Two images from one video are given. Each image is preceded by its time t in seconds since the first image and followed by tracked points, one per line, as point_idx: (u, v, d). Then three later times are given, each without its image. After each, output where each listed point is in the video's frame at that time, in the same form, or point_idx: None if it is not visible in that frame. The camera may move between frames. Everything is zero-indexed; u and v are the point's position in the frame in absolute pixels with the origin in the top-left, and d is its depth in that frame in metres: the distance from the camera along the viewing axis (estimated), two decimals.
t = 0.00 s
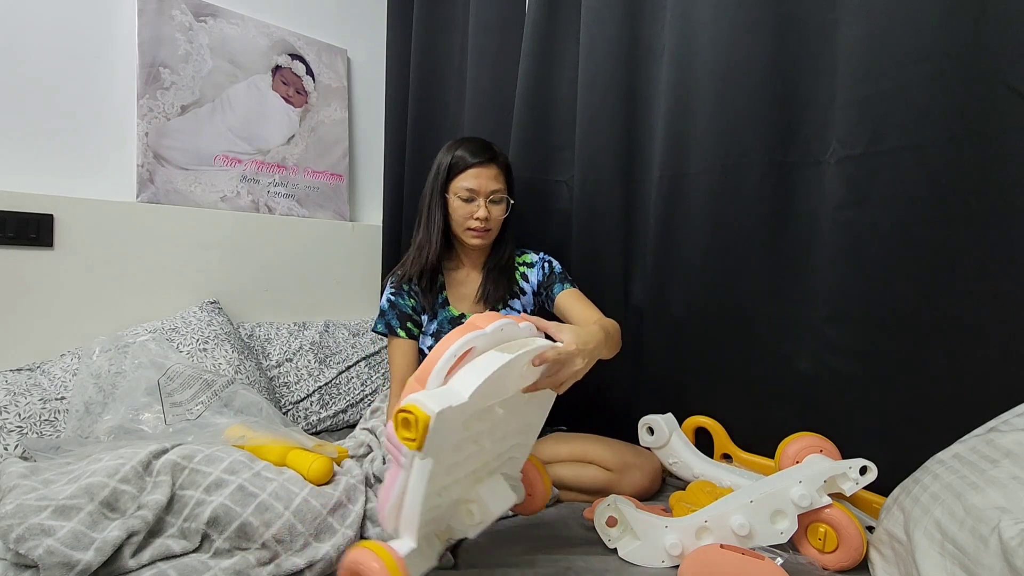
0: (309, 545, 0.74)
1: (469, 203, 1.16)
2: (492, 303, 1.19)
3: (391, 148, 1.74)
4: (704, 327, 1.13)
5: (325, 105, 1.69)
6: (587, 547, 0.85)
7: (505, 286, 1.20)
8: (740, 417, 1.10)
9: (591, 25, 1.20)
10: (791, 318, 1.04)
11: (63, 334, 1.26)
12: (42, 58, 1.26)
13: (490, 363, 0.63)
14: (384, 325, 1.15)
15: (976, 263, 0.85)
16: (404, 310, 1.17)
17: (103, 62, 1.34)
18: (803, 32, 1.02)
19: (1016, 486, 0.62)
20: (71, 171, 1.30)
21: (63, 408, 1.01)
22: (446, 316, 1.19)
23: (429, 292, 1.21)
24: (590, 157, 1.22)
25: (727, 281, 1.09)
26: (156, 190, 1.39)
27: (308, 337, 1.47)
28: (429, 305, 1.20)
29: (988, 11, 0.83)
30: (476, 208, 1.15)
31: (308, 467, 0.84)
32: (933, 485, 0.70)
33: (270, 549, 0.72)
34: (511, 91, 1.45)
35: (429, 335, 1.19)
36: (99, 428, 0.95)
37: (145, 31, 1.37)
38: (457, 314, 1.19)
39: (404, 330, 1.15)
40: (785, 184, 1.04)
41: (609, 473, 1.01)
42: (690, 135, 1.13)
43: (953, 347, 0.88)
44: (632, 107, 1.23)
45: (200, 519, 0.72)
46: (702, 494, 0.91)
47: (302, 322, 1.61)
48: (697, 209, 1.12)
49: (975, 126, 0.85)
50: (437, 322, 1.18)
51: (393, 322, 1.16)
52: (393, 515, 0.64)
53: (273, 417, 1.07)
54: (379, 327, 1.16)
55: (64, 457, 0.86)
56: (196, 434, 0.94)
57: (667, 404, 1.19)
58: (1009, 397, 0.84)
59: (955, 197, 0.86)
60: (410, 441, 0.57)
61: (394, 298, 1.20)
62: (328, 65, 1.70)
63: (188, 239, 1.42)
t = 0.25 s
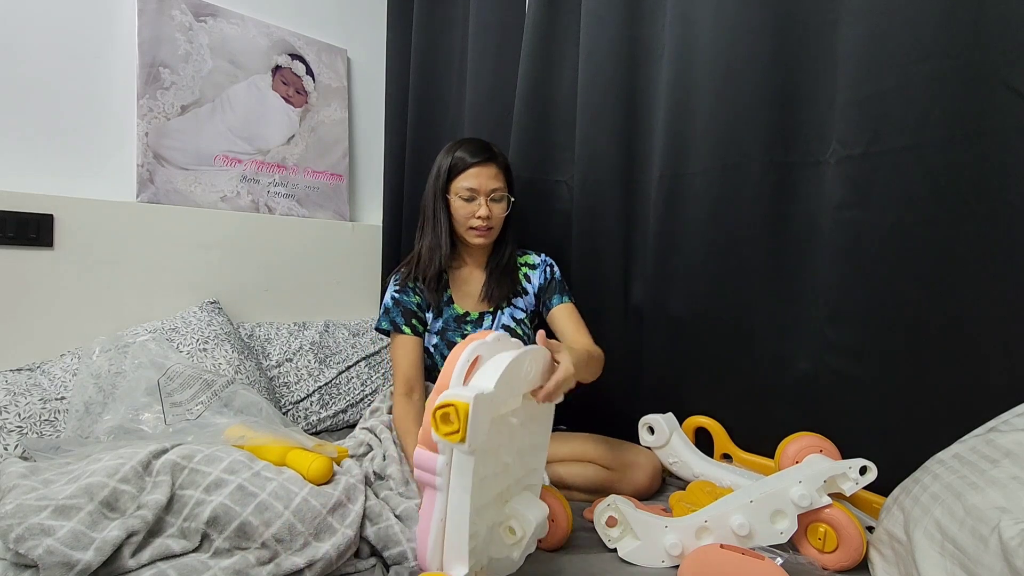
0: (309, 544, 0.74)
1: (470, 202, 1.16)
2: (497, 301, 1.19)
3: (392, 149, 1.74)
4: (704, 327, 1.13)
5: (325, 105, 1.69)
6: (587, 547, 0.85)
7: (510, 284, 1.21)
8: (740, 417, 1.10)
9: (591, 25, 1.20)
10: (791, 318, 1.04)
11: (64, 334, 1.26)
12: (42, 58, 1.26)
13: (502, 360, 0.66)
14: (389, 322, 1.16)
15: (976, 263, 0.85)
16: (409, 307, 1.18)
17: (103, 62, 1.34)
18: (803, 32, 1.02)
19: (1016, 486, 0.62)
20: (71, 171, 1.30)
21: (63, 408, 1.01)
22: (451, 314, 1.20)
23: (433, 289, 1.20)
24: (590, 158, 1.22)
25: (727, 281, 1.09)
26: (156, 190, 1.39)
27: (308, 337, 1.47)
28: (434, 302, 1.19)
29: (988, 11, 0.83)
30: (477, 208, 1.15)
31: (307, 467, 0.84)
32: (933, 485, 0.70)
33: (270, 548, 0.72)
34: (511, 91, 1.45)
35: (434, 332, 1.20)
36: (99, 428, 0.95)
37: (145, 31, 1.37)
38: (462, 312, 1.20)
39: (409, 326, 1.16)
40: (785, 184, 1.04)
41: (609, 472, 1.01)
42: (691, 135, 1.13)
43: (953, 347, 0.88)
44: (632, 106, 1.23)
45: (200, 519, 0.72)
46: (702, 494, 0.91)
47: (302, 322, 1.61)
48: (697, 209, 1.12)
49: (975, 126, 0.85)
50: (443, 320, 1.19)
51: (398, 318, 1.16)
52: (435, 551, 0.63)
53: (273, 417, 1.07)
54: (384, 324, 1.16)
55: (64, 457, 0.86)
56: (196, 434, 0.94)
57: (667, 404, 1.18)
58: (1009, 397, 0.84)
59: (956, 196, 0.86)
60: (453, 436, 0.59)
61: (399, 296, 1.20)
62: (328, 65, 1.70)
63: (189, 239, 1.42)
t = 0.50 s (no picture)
0: (308, 543, 0.74)
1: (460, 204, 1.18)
2: (496, 301, 1.19)
3: (392, 149, 1.74)
4: (704, 327, 1.13)
5: (325, 105, 1.69)
6: (587, 547, 0.85)
7: (509, 284, 1.20)
8: (741, 417, 1.10)
9: (591, 25, 1.20)
10: (791, 318, 1.04)
11: (64, 334, 1.26)
12: (42, 58, 1.27)
13: (525, 348, 0.67)
14: (391, 315, 1.21)
15: (976, 263, 0.85)
16: (410, 301, 1.23)
17: (103, 62, 1.34)
18: (803, 32, 1.02)
19: (1016, 486, 0.62)
20: (71, 171, 1.30)
21: (63, 408, 1.01)
22: (451, 309, 1.22)
23: (434, 284, 1.24)
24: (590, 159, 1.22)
25: (728, 281, 1.09)
26: (156, 190, 1.39)
27: (308, 337, 1.47)
28: (434, 295, 1.24)
29: (988, 11, 0.83)
30: (466, 209, 1.17)
31: (306, 466, 0.84)
32: (933, 485, 0.70)
33: (269, 548, 0.72)
34: (511, 91, 1.45)
35: (433, 326, 1.22)
36: (99, 428, 0.95)
37: (144, 31, 1.37)
38: (462, 309, 1.21)
39: (410, 321, 1.21)
40: (785, 184, 1.04)
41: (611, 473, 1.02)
42: (691, 135, 1.13)
43: (953, 347, 0.88)
44: (632, 106, 1.23)
45: (199, 518, 0.72)
46: (702, 493, 0.91)
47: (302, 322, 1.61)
48: (697, 209, 1.12)
49: (976, 126, 0.84)
50: (443, 313, 1.21)
51: (399, 309, 1.22)
52: (513, 558, 0.63)
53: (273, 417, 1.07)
54: (387, 317, 1.22)
55: (64, 457, 0.86)
56: (196, 434, 0.94)
57: (667, 404, 1.18)
58: (1010, 398, 0.84)
59: (956, 196, 0.86)
60: (547, 428, 0.60)
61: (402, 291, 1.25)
62: (328, 65, 1.70)
63: (189, 239, 1.42)
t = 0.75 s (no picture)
0: (306, 537, 0.74)
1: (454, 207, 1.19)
2: (495, 302, 1.19)
3: (392, 149, 1.74)
4: (703, 326, 1.13)
5: (325, 105, 1.69)
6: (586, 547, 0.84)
7: (509, 285, 1.19)
8: (740, 417, 1.10)
9: (591, 25, 1.20)
10: (791, 318, 1.04)
11: (64, 334, 1.26)
12: (43, 58, 1.27)
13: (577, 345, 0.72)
14: (394, 311, 1.21)
15: (976, 263, 0.85)
16: (415, 297, 1.22)
17: (103, 62, 1.34)
18: (803, 32, 1.01)
19: (1016, 486, 0.62)
20: (71, 171, 1.30)
21: (63, 408, 1.01)
22: (453, 307, 1.22)
23: (438, 282, 1.26)
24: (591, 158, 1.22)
25: (727, 281, 1.09)
26: (156, 190, 1.39)
27: (308, 337, 1.47)
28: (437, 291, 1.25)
29: (988, 10, 0.83)
30: (459, 211, 1.17)
31: (304, 460, 0.84)
32: (933, 485, 0.70)
33: (268, 542, 0.72)
34: (511, 91, 1.45)
35: (436, 324, 1.22)
36: (99, 428, 0.95)
37: (145, 31, 1.37)
38: (464, 307, 1.22)
39: (411, 316, 1.20)
40: (785, 184, 1.03)
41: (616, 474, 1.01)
42: (690, 135, 1.13)
43: (953, 347, 0.88)
44: (632, 106, 1.23)
45: (197, 516, 0.72)
46: (703, 493, 0.92)
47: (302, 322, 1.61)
48: (697, 209, 1.12)
49: (976, 126, 0.84)
50: (445, 312, 1.22)
51: (402, 305, 1.21)
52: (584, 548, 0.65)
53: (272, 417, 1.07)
54: (390, 314, 1.21)
55: (63, 457, 0.86)
56: (196, 434, 0.94)
57: (667, 404, 1.18)
58: (1010, 398, 0.84)
59: (956, 196, 0.86)
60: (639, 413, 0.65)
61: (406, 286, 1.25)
62: (327, 65, 1.70)
63: (189, 239, 1.42)
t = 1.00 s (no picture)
0: (306, 537, 0.74)
1: (457, 206, 1.18)
2: (498, 301, 1.19)
3: (392, 149, 1.74)
4: (703, 327, 1.12)
5: (325, 105, 1.69)
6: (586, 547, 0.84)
7: (512, 283, 1.20)
8: (740, 417, 1.10)
9: (591, 25, 1.20)
10: (792, 318, 1.04)
11: (64, 334, 1.26)
12: (43, 59, 1.27)
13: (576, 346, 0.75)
14: (390, 309, 1.16)
15: (976, 263, 0.85)
16: (413, 296, 1.18)
17: (103, 62, 1.34)
18: (803, 32, 1.01)
19: (1016, 486, 0.62)
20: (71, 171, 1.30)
21: (63, 408, 1.01)
22: (454, 309, 1.21)
23: (439, 282, 1.23)
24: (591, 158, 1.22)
25: (728, 281, 1.09)
26: (156, 190, 1.39)
27: (308, 337, 1.47)
28: (439, 293, 1.22)
29: (988, 10, 0.83)
30: (463, 209, 1.17)
31: (303, 459, 0.84)
32: (933, 485, 0.70)
33: (268, 542, 0.72)
34: (511, 91, 1.45)
35: (436, 326, 1.20)
36: (99, 428, 0.95)
37: (144, 31, 1.37)
38: (465, 309, 1.21)
39: (409, 313, 1.16)
40: (785, 184, 1.03)
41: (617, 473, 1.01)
42: (690, 135, 1.13)
43: (953, 347, 0.88)
44: (632, 106, 1.23)
45: (196, 516, 0.72)
46: (703, 494, 0.92)
47: (302, 322, 1.61)
48: (697, 209, 1.12)
49: (976, 126, 0.84)
50: (445, 314, 1.20)
51: (399, 305, 1.16)
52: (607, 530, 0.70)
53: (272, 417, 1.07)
54: (385, 312, 1.16)
55: (63, 457, 0.86)
56: (196, 434, 0.94)
57: (667, 404, 1.18)
58: (1010, 398, 0.84)
59: (956, 196, 0.86)
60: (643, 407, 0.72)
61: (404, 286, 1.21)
62: (328, 65, 1.70)
63: (189, 239, 1.42)
